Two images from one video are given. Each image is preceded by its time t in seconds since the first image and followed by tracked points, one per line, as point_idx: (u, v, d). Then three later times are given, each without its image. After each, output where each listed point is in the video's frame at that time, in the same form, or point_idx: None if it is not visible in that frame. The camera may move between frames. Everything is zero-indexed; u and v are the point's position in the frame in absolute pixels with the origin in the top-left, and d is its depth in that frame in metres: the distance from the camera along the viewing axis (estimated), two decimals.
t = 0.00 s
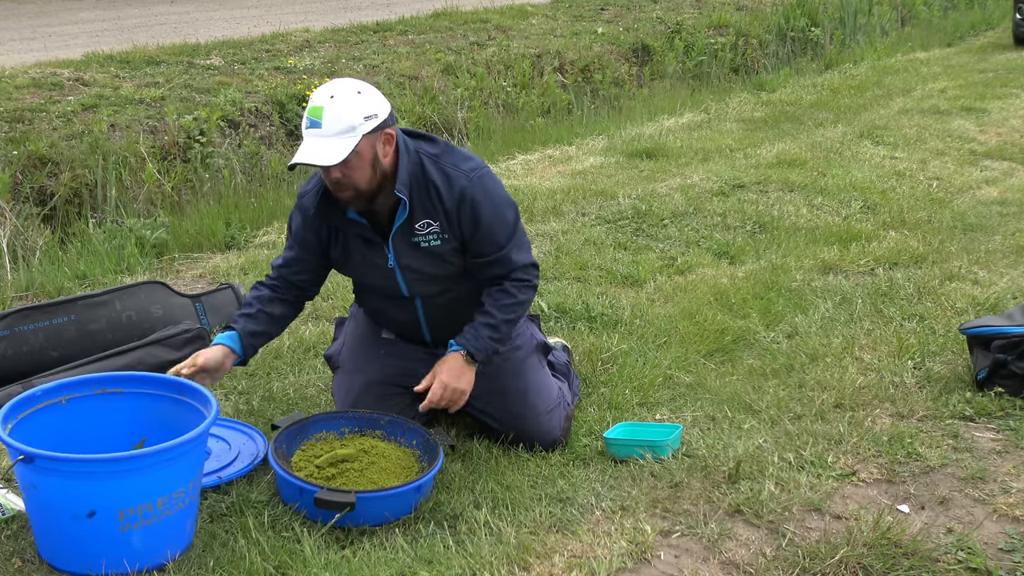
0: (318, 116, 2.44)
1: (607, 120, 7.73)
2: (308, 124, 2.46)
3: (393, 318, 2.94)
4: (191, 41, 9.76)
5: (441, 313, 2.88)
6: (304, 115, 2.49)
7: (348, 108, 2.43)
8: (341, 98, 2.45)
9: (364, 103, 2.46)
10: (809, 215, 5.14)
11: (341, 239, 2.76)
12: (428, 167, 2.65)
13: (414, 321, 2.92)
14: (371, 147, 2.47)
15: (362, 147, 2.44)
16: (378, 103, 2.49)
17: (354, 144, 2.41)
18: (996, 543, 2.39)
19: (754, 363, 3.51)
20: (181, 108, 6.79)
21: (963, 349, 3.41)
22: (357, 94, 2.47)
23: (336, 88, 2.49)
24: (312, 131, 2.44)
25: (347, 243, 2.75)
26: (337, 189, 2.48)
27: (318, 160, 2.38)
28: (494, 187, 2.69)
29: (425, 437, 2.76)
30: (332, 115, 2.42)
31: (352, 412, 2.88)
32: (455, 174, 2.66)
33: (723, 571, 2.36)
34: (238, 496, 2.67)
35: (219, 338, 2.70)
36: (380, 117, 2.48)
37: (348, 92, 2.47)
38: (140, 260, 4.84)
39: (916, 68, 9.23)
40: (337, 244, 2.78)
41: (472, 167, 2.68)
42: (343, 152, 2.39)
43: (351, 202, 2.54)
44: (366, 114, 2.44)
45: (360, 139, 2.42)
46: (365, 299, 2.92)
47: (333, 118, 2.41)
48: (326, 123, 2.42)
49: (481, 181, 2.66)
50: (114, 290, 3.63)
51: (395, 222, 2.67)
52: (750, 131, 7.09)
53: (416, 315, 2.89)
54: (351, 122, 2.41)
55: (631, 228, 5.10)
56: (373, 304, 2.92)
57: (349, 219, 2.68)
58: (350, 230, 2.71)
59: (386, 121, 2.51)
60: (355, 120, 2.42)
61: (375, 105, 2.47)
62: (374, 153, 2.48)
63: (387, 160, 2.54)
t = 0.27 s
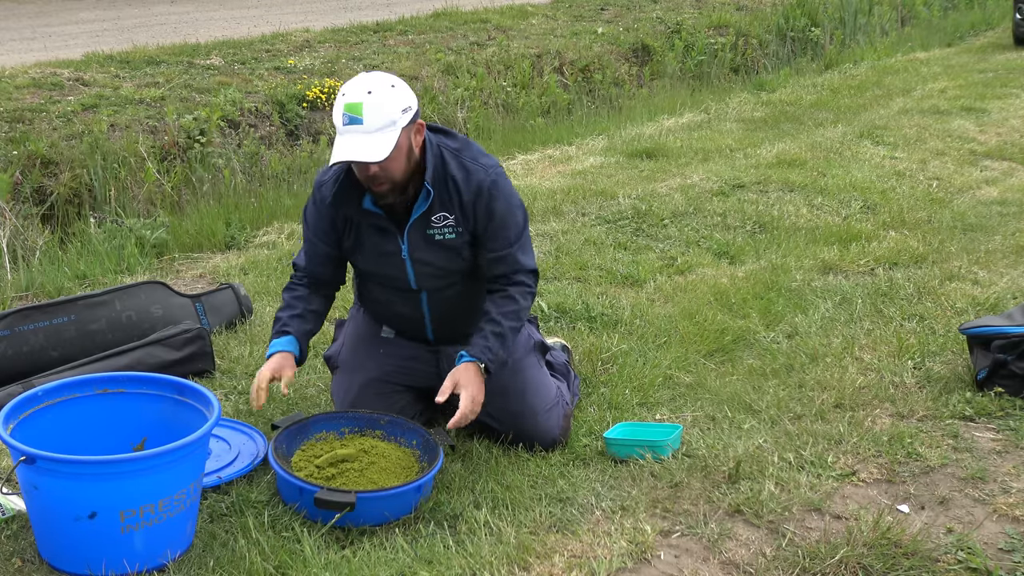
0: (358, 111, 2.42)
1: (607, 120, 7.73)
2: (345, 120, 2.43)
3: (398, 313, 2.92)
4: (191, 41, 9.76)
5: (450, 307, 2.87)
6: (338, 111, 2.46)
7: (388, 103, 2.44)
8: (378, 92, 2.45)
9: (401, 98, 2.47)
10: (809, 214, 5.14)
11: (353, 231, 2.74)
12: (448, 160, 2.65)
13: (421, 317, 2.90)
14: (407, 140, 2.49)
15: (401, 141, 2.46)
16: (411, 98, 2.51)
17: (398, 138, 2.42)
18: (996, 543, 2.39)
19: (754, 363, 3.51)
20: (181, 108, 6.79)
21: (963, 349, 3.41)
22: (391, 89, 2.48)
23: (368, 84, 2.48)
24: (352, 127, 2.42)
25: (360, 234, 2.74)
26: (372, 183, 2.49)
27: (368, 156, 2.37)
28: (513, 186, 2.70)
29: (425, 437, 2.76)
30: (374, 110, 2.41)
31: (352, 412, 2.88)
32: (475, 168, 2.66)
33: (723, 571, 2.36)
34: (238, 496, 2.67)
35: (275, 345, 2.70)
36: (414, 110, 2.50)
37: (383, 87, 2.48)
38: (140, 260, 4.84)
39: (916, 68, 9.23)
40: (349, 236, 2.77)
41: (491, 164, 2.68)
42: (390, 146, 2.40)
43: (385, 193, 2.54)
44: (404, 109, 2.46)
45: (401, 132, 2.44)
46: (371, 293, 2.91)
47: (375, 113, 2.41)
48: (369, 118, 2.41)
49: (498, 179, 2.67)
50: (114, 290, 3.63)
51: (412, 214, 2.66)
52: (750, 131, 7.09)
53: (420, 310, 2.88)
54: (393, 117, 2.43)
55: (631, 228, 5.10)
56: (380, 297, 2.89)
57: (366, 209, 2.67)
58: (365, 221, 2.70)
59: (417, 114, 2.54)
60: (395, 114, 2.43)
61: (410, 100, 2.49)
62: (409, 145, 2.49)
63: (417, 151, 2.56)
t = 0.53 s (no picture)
0: (363, 107, 2.41)
1: (607, 120, 7.73)
2: (350, 116, 2.42)
3: (395, 310, 2.92)
4: (191, 41, 9.77)
5: (441, 306, 2.86)
6: (342, 107, 2.44)
7: (392, 98, 2.43)
8: (382, 88, 2.44)
9: (404, 93, 2.47)
10: (808, 215, 5.15)
11: (350, 227, 2.73)
12: (444, 162, 2.62)
13: (416, 315, 2.90)
14: (411, 136, 2.49)
15: (405, 137, 2.45)
16: (414, 93, 2.50)
17: (402, 133, 2.42)
18: (996, 543, 2.39)
19: (754, 363, 3.51)
20: (181, 108, 6.79)
21: (963, 349, 3.41)
22: (394, 84, 2.47)
23: (371, 80, 2.47)
24: (357, 123, 2.41)
25: (358, 230, 2.73)
26: (376, 179, 2.48)
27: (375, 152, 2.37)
28: (506, 193, 2.66)
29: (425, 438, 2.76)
30: (378, 106, 2.40)
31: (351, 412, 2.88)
32: (470, 172, 2.62)
33: (723, 571, 2.37)
34: (238, 496, 2.67)
35: (279, 369, 2.68)
36: (418, 107, 2.49)
37: (387, 83, 2.47)
38: (140, 260, 4.84)
39: (916, 68, 9.24)
40: (347, 232, 2.76)
41: (488, 170, 2.65)
42: (395, 142, 2.39)
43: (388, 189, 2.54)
44: (408, 104, 2.46)
45: (405, 129, 2.43)
46: (367, 289, 2.91)
47: (380, 108, 2.40)
48: (373, 114, 2.40)
49: (492, 184, 2.63)
50: (114, 290, 3.63)
51: (408, 212, 2.65)
52: (750, 131, 7.09)
53: (414, 308, 2.88)
54: (398, 112, 2.42)
55: (631, 228, 5.10)
56: (377, 294, 2.89)
57: (362, 204, 2.66)
58: (362, 216, 2.68)
59: (421, 111, 2.54)
60: (400, 110, 2.42)
61: (413, 94, 2.48)
62: (412, 141, 2.49)
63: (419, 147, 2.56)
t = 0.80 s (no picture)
0: (360, 105, 2.40)
1: (607, 120, 7.73)
2: (346, 116, 2.41)
3: (394, 309, 2.91)
4: (191, 41, 9.76)
5: (441, 305, 2.86)
6: (338, 107, 2.43)
7: (388, 96, 2.43)
8: (379, 87, 2.44)
9: (399, 91, 2.47)
10: (809, 215, 5.14)
11: (349, 226, 2.72)
12: (442, 161, 2.62)
13: (415, 314, 2.90)
14: (408, 134, 2.49)
15: (403, 135, 2.46)
16: (409, 91, 2.51)
17: (399, 130, 2.42)
18: (996, 543, 2.39)
19: (754, 363, 3.51)
20: (181, 108, 6.79)
21: (963, 349, 3.41)
22: (390, 83, 2.47)
23: (366, 79, 2.47)
24: (354, 122, 2.40)
25: (357, 229, 2.72)
26: (374, 178, 2.48)
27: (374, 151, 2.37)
28: (505, 191, 2.67)
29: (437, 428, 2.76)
30: (375, 104, 2.40)
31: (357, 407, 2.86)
32: (468, 171, 2.63)
33: (723, 571, 2.37)
34: (238, 496, 2.67)
35: (292, 384, 2.66)
36: (413, 104, 2.50)
37: (382, 81, 2.47)
38: (140, 260, 4.84)
39: (916, 68, 9.24)
40: (347, 231, 2.75)
41: (485, 168, 2.65)
42: (394, 139, 2.39)
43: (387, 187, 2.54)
44: (404, 102, 2.46)
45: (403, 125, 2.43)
46: (366, 288, 2.91)
47: (377, 106, 2.40)
48: (371, 112, 2.39)
49: (491, 182, 2.64)
50: (114, 290, 3.63)
51: (407, 212, 2.65)
52: (750, 131, 7.09)
53: (413, 307, 2.87)
54: (395, 110, 2.42)
55: (631, 228, 5.10)
56: (376, 293, 2.88)
57: (360, 203, 2.65)
58: (361, 215, 2.67)
59: (416, 108, 2.53)
60: (397, 108, 2.43)
61: (408, 92, 2.49)
62: (409, 139, 2.50)
63: (416, 144, 2.56)
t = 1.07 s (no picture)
0: (380, 111, 2.41)
1: (607, 120, 7.73)
2: (366, 121, 2.41)
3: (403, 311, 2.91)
4: (191, 41, 9.76)
5: (454, 307, 2.88)
6: (357, 112, 2.43)
7: (407, 100, 2.44)
8: (396, 91, 2.45)
9: (416, 94, 2.49)
10: (809, 215, 5.14)
11: (361, 231, 2.71)
12: (454, 163, 2.63)
13: (423, 315, 2.90)
14: (423, 137, 2.50)
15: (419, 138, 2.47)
16: (424, 94, 2.53)
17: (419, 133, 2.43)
18: (996, 543, 2.39)
19: (754, 363, 3.51)
20: (181, 108, 6.79)
21: (963, 349, 3.41)
22: (406, 86, 2.49)
23: (382, 83, 2.47)
24: (376, 127, 2.40)
25: (368, 234, 2.71)
26: (391, 182, 2.47)
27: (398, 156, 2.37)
28: (517, 191, 2.69)
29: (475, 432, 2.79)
30: (395, 109, 2.41)
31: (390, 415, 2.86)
32: (481, 172, 2.64)
33: (723, 571, 2.37)
34: (238, 496, 2.67)
35: (321, 400, 2.67)
36: (427, 107, 2.51)
37: (399, 86, 2.48)
38: (140, 260, 4.85)
39: (916, 68, 9.23)
40: (359, 238, 2.73)
41: (497, 168, 2.67)
42: (416, 144, 2.40)
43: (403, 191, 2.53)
44: (422, 106, 2.48)
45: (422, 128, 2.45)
46: (374, 290, 2.90)
47: (398, 111, 2.41)
48: (392, 117, 2.40)
49: (503, 183, 2.66)
50: (114, 290, 3.63)
51: (421, 215, 2.66)
52: (750, 131, 7.09)
53: (422, 309, 2.87)
54: (414, 114, 2.43)
55: (631, 228, 5.10)
56: (385, 296, 2.88)
57: (373, 208, 2.64)
58: (374, 221, 2.66)
59: (429, 110, 2.54)
60: (416, 112, 2.44)
61: (424, 95, 2.51)
62: (424, 142, 2.51)
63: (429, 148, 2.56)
